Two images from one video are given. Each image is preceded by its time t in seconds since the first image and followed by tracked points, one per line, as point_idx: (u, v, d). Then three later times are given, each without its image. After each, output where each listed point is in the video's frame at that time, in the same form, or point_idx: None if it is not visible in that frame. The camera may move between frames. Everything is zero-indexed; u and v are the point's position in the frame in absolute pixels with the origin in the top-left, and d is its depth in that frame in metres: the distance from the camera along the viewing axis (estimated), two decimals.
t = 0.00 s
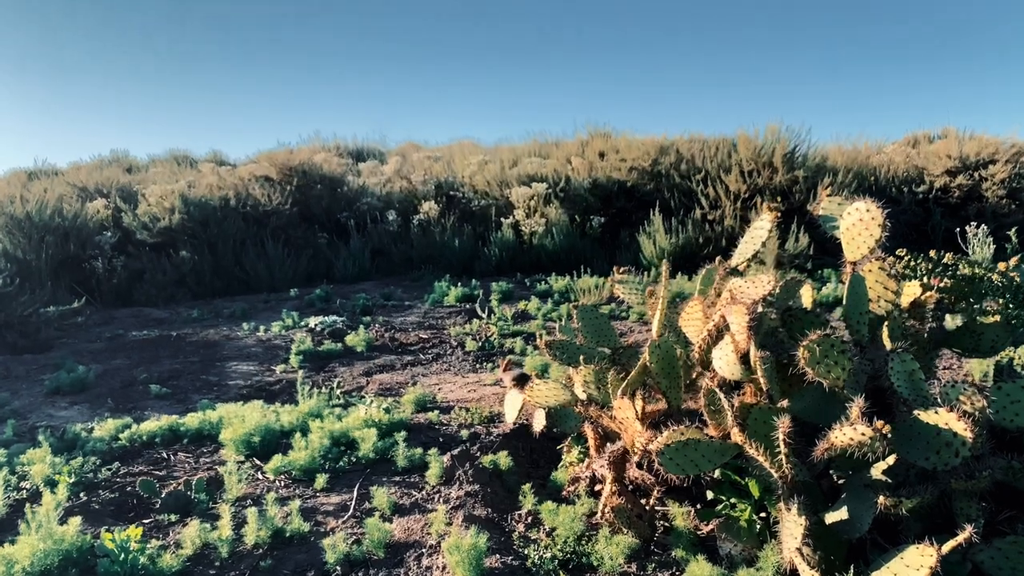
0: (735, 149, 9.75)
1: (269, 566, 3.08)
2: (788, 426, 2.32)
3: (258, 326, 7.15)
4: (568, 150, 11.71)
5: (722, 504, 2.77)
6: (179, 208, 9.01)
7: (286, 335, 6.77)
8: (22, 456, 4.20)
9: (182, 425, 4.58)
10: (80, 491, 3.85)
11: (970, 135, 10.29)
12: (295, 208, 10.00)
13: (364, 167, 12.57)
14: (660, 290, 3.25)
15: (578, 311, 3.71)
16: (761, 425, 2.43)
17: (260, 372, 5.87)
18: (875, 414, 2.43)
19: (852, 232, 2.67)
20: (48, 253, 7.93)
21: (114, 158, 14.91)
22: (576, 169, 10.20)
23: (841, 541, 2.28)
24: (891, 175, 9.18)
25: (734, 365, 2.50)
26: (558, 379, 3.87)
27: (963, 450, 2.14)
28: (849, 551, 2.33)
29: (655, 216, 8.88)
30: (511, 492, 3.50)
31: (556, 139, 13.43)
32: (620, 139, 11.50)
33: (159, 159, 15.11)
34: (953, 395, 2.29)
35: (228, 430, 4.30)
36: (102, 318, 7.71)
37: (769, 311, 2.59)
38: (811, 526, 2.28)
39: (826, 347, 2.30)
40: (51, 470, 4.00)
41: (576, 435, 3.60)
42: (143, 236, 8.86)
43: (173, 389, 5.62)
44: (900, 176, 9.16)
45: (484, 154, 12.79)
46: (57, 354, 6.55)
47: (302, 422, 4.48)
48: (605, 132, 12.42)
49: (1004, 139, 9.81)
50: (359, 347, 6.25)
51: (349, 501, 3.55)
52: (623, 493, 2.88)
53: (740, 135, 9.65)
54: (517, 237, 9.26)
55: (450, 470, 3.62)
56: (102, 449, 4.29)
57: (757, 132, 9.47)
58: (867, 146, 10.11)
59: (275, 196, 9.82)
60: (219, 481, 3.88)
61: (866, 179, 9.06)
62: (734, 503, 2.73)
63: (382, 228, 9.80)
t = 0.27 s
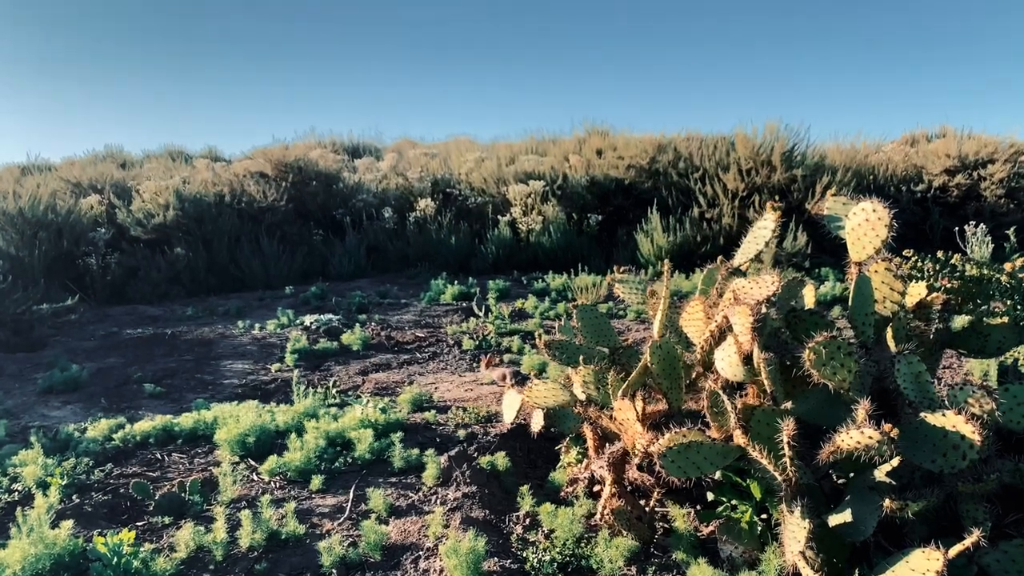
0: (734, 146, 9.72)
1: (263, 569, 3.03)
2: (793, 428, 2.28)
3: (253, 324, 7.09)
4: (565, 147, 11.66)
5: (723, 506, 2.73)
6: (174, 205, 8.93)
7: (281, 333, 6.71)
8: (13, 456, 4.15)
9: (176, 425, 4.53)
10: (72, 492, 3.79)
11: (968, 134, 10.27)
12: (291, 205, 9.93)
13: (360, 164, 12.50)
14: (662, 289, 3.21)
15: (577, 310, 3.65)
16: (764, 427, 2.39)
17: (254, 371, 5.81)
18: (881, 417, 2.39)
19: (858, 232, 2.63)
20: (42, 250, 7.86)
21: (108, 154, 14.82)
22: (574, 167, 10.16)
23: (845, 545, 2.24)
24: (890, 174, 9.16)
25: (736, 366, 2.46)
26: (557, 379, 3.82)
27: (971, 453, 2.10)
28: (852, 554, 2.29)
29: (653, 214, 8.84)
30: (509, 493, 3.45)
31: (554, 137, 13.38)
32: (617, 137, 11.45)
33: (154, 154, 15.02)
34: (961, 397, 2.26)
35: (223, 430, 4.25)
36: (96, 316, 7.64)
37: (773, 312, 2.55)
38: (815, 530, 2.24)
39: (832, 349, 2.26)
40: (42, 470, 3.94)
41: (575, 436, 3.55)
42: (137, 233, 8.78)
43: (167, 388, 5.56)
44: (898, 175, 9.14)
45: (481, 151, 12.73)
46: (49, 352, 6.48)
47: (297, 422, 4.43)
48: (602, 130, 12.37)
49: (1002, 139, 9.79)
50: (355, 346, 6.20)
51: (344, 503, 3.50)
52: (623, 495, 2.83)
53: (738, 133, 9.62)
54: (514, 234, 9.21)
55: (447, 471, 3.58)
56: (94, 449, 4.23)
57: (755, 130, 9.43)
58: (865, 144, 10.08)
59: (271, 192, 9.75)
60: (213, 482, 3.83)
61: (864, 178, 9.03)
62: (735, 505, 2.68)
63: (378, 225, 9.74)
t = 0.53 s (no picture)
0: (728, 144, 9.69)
1: None
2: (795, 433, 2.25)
3: (246, 324, 7.03)
4: (559, 145, 11.62)
5: (722, 510, 2.70)
6: (166, 204, 8.86)
7: (274, 333, 6.66)
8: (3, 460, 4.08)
9: (168, 427, 4.47)
10: (63, 497, 3.74)
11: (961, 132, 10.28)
12: (284, 203, 9.86)
13: (353, 162, 12.43)
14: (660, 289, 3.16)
15: (575, 310, 3.62)
16: (766, 431, 2.35)
17: (247, 371, 5.75)
18: (884, 420, 2.36)
19: (859, 231, 2.60)
20: (31, 250, 7.78)
21: (100, 152, 14.71)
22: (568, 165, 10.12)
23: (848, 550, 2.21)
24: (884, 172, 9.16)
25: (737, 369, 2.42)
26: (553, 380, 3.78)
27: (975, 458, 2.07)
28: (854, 560, 2.26)
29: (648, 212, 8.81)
30: (506, 496, 3.41)
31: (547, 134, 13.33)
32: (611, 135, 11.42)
33: (146, 152, 14.92)
34: (965, 401, 2.24)
35: (215, 432, 4.20)
36: (87, 316, 7.56)
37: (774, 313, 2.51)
38: (818, 535, 2.21)
39: (835, 353, 2.23)
40: (33, 474, 3.88)
41: (573, 438, 3.52)
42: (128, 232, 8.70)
43: (159, 389, 5.50)
44: (891, 173, 9.13)
45: (475, 149, 12.68)
46: (40, 353, 6.41)
47: (291, 423, 4.38)
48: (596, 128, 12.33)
49: (995, 136, 9.80)
50: (349, 346, 6.15)
51: (339, 506, 3.46)
52: (622, 499, 2.79)
53: (732, 131, 9.60)
54: (508, 233, 9.16)
55: (443, 474, 3.53)
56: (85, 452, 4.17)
57: (749, 128, 9.41)
58: (858, 142, 10.08)
59: (263, 191, 9.68)
60: (206, 485, 3.77)
61: (858, 176, 9.02)
62: (735, 509, 2.65)
63: (372, 224, 9.68)
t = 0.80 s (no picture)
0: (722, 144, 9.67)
1: None
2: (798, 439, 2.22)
3: (239, 324, 6.97)
4: (553, 145, 11.58)
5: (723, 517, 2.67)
6: (158, 203, 8.77)
7: (267, 334, 6.59)
8: None
9: (160, 430, 4.41)
10: (52, 501, 3.68)
11: (954, 132, 10.29)
12: (277, 203, 9.79)
13: (346, 161, 12.36)
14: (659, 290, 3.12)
15: (572, 313, 3.59)
16: (768, 437, 2.32)
17: (240, 372, 5.69)
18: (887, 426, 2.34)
19: (861, 234, 2.56)
20: (21, 249, 7.69)
21: (91, 151, 14.60)
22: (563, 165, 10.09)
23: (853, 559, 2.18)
24: (878, 172, 9.16)
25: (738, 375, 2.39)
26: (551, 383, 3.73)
27: (983, 466, 2.04)
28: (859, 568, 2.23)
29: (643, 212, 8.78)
30: (502, 502, 3.37)
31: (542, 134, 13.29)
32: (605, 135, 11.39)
33: (138, 151, 14.81)
34: (972, 407, 2.24)
35: (207, 435, 4.14)
36: (77, 316, 7.48)
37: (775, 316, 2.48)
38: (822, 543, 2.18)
39: (840, 357, 2.20)
40: (22, 478, 3.82)
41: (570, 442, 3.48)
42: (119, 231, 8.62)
43: (150, 390, 5.44)
44: (885, 173, 9.13)
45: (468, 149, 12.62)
46: (29, 353, 6.33)
47: (284, 426, 4.32)
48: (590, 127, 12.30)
49: (988, 137, 9.81)
50: (342, 347, 6.09)
51: (334, 511, 3.41)
52: (621, 505, 2.75)
53: (726, 131, 9.57)
54: (503, 233, 9.11)
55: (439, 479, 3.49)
56: (75, 455, 4.11)
57: (744, 127, 9.39)
58: (852, 142, 10.08)
59: (255, 190, 9.60)
60: (198, 490, 3.72)
61: (852, 176, 9.02)
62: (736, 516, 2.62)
63: (365, 223, 9.62)
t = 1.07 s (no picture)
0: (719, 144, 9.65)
1: None
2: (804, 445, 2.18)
3: (233, 324, 6.91)
4: (548, 145, 11.55)
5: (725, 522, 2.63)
6: (151, 202, 8.69)
7: (262, 335, 6.54)
8: None
9: (152, 433, 4.36)
10: (43, 505, 3.62)
11: (949, 134, 10.30)
12: (271, 202, 9.73)
13: (341, 160, 12.30)
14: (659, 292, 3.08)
15: (570, 314, 3.55)
16: (772, 443, 2.29)
17: (234, 373, 5.64)
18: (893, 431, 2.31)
19: (866, 236, 2.53)
20: (12, 248, 7.61)
21: (83, 149, 14.50)
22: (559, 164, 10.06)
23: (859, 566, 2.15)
24: (874, 173, 9.16)
25: (741, 379, 2.35)
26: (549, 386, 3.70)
27: (991, 472, 2.01)
28: None
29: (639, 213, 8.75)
30: (501, 506, 3.33)
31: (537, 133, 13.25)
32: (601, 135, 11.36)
33: (131, 150, 14.71)
34: (981, 413, 2.20)
35: (201, 437, 4.09)
36: (69, 316, 7.41)
37: (778, 319, 2.43)
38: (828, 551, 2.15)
39: (846, 362, 2.16)
40: (12, 481, 3.76)
41: (569, 445, 3.44)
42: (112, 230, 8.54)
43: (143, 392, 5.38)
44: (881, 175, 9.14)
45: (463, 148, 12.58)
46: (21, 353, 6.26)
47: (278, 429, 4.27)
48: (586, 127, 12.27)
49: (983, 138, 9.83)
50: (337, 348, 6.03)
51: (329, 515, 3.36)
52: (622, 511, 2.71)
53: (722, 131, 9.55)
54: (498, 233, 9.07)
55: (436, 482, 3.44)
56: (66, 458, 4.05)
57: (740, 128, 9.36)
58: (848, 143, 10.07)
59: (250, 189, 9.53)
60: (191, 493, 3.67)
61: (848, 177, 9.01)
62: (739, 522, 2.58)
63: (360, 223, 9.57)
